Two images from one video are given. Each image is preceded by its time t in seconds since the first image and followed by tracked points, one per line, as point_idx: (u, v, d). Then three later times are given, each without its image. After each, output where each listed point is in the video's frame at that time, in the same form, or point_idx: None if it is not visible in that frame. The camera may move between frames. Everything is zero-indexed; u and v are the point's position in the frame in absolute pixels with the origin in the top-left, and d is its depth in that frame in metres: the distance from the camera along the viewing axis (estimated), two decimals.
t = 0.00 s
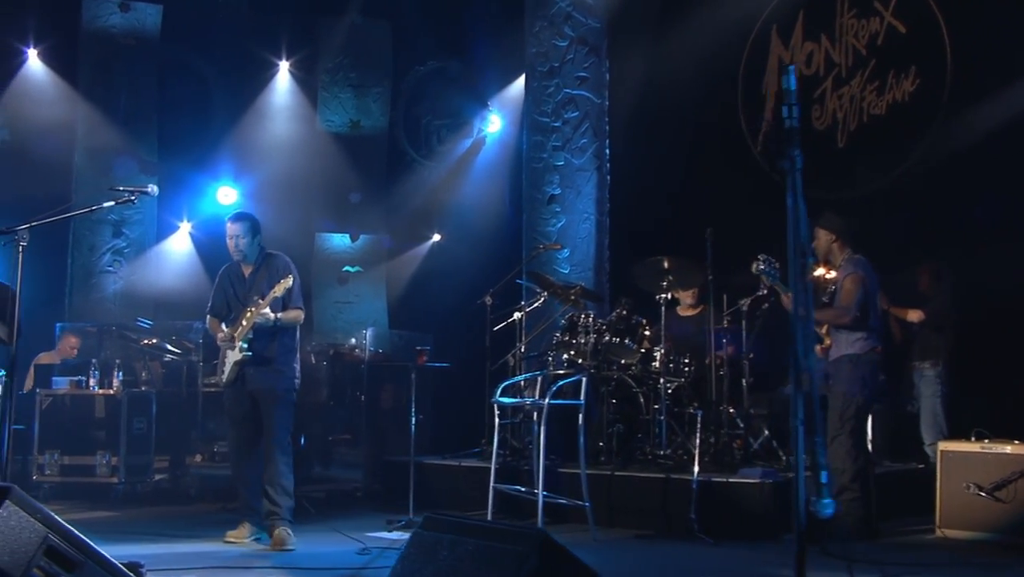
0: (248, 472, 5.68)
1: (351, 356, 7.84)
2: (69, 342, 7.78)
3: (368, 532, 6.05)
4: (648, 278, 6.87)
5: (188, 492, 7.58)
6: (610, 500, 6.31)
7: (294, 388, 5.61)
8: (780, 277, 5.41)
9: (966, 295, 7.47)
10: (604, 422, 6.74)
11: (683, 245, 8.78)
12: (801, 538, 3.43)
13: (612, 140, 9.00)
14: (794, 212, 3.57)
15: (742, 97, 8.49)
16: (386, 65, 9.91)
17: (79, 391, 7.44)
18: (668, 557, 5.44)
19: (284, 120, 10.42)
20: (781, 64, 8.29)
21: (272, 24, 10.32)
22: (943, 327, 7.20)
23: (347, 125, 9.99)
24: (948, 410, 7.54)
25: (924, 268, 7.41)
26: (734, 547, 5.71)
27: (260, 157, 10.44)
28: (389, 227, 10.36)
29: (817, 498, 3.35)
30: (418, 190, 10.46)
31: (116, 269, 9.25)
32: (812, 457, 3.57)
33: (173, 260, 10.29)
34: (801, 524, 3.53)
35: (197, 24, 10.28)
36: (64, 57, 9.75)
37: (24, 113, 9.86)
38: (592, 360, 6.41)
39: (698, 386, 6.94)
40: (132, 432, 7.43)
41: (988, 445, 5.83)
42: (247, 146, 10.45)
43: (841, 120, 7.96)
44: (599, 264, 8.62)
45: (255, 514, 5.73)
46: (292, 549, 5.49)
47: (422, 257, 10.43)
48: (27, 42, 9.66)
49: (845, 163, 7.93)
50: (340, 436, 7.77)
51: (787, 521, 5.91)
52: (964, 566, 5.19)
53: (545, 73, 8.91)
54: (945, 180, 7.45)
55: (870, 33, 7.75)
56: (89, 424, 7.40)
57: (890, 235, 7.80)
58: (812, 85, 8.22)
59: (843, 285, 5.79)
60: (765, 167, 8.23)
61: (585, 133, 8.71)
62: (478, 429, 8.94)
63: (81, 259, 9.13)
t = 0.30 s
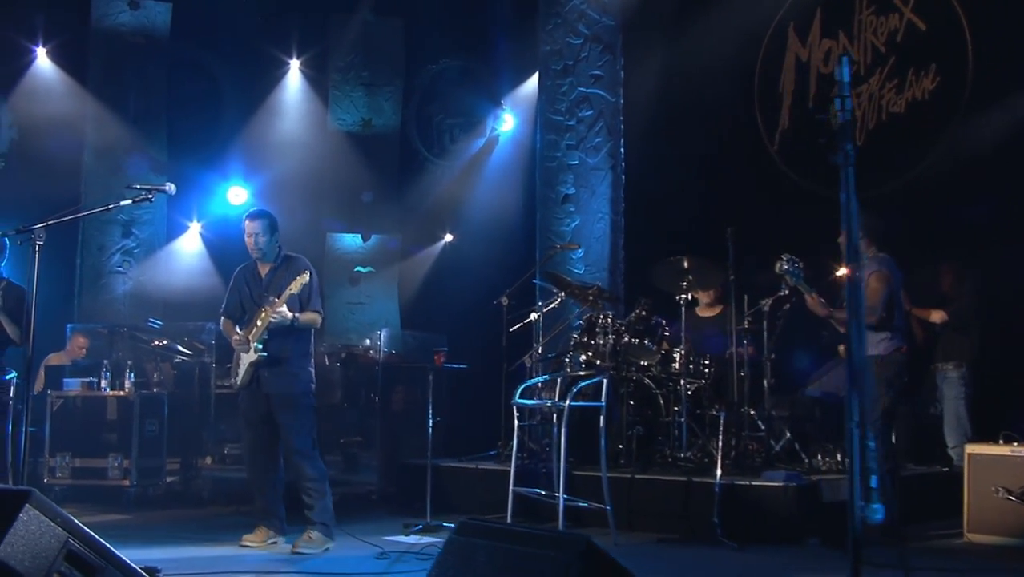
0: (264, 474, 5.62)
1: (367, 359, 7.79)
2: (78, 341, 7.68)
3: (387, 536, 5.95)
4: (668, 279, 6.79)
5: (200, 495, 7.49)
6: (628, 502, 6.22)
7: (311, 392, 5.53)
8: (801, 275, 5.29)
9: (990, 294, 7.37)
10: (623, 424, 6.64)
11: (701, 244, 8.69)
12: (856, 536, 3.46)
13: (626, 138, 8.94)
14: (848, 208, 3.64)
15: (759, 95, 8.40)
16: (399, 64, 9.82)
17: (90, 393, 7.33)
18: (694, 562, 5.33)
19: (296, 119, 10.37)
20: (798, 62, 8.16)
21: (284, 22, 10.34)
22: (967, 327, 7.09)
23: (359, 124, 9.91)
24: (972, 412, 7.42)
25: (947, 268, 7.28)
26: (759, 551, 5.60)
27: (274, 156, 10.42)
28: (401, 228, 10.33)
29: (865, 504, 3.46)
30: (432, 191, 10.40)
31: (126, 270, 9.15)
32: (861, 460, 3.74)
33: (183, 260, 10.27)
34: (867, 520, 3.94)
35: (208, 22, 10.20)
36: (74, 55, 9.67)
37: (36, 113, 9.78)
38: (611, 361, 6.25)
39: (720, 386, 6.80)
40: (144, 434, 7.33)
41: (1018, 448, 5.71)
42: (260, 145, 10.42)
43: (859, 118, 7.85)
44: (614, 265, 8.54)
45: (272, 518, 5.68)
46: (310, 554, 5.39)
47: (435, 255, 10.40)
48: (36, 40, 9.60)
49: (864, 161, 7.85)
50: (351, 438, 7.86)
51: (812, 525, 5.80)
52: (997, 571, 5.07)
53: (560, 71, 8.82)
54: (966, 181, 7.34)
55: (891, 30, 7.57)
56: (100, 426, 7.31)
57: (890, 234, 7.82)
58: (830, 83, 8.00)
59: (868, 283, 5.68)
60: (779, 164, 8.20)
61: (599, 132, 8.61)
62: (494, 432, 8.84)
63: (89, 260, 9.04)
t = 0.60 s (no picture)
0: (275, 477, 5.47)
1: (377, 360, 7.68)
2: (82, 341, 7.54)
3: (401, 541, 5.81)
4: (686, 278, 6.65)
5: (208, 497, 7.35)
6: (647, 505, 6.08)
7: (323, 392, 5.44)
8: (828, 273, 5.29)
9: (1012, 293, 7.23)
10: (640, 426, 6.56)
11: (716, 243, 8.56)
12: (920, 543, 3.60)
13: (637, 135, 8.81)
14: (905, 202, 3.78)
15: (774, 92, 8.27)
16: (406, 60, 9.75)
17: (97, 393, 7.15)
18: (718, 566, 5.18)
19: (303, 118, 10.18)
20: (813, 57, 8.06)
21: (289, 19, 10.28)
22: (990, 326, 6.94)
23: (366, 120, 9.76)
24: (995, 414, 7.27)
25: (967, 268, 7.25)
26: (782, 555, 5.45)
27: (280, 153, 10.19)
28: (409, 226, 10.19)
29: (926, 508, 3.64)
30: (441, 191, 10.27)
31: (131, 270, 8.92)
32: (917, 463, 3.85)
33: (189, 259, 10.10)
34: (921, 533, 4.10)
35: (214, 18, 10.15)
36: (78, 51, 9.57)
37: (40, 110, 9.63)
38: (627, 362, 6.31)
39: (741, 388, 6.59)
40: (152, 435, 7.18)
41: None
42: (265, 143, 10.24)
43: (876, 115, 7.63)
44: (626, 263, 8.40)
45: (285, 520, 5.53)
46: (326, 557, 5.29)
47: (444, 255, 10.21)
48: (38, 35, 9.52)
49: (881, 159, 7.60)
50: (358, 439, 7.62)
51: (835, 526, 5.63)
52: None
53: (570, 67, 8.74)
54: (989, 178, 7.18)
55: (908, 25, 7.41)
56: (107, 427, 7.20)
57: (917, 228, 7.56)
58: (845, 79, 7.89)
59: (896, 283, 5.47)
60: (791, 161, 8.10)
61: (611, 129, 8.49)
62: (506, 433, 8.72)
63: (93, 257, 8.91)
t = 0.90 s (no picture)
0: (287, 480, 5.38)
1: (388, 360, 7.53)
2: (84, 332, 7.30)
3: (417, 544, 5.69)
4: (703, 276, 6.53)
5: (216, 500, 7.23)
6: (665, 510, 5.92)
7: (337, 393, 5.34)
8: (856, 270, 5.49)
9: None
10: (657, 427, 6.40)
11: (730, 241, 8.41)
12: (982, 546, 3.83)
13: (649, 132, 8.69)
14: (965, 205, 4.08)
15: (787, 89, 8.14)
16: (414, 57, 9.64)
17: (102, 394, 7.01)
18: (742, 569, 5.05)
19: (309, 116, 10.10)
20: (829, 53, 7.94)
21: (295, 14, 10.14)
22: (1012, 325, 6.82)
23: (373, 117, 9.72)
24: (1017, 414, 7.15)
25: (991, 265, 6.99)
26: (807, 558, 5.31)
27: (286, 149, 10.09)
28: (417, 225, 10.07)
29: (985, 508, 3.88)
30: (449, 191, 10.16)
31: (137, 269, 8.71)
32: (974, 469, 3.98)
33: (194, 258, 9.90)
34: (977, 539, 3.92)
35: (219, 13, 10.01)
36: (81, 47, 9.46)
37: (43, 105, 9.47)
38: (644, 362, 6.11)
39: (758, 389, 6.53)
40: (158, 436, 7.10)
41: None
42: (274, 140, 10.11)
43: (893, 110, 7.52)
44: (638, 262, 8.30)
45: (300, 526, 5.43)
46: (340, 561, 5.19)
47: (451, 254, 10.10)
48: (41, 31, 9.44)
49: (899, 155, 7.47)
50: (366, 440, 7.58)
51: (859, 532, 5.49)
52: None
53: (581, 63, 8.57)
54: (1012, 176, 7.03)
55: (925, 18, 7.32)
56: (113, 429, 7.11)
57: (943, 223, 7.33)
58: (860, 75, 7.77)
59: (923, 280, 5.35)
60: (806, 158, 7.98)
61: (622, 126, 8.39)
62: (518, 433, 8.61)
63: (96, 256, 8.76)
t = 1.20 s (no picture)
0: (302, 481, 5.29)
1: (402, 358, 7.47)
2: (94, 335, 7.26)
3: (434, 546, 5.61)
4: (723, 274, 6.42)
5: (227, 501, 7.15)
6: (685, 511, 5.80)
7: (353, 392, 5.26)
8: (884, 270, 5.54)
9: None
10: (678, 427, 6.26)
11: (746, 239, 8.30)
12: None
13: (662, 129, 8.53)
14: None
15: (802, 85, 8.02)
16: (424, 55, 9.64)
17: (112, 394, 6.95)
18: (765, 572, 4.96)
19: (320, 115, 9.97)
20: (845, 48, 7.79)
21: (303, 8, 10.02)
22: None
23: (382, 114, 9.82)
24: None
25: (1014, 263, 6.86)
26: (831, 561, 5.20)
27: (295, 147, 9.99)
28: (428, 223, 10.01)
29: None
30: (460, 190, 10.06)
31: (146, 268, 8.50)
32: None
33: (203, 256, 9.75)
34: None
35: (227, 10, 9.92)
36: (88, 44, 9.36)
37: (51, 103, 9.35)
38: (663, 361, 6.08)
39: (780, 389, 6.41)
40: (169, 437, 6.99)
41: None
42: (282, 138, 9.99)
43: (911, 106, 7.38)
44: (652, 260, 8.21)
45: (313, 527, 5.31)
46: (358, 563, 5.12)
47: (461, 255, 10.01)
48: (47, 28, 9.33)
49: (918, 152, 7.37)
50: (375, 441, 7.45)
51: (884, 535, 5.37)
52: None
53: (594, 59, 8.51)
54: None
55: (944, 13, 7.20)
56: (123, 430, 7.01)
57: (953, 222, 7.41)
58: (876, 70, 7.63)
59: (952, 280, 5.26)
60: (823, 156, 7.86)
61: (635, 123, 8.30)
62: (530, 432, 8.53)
63: (103, 256, 8.64)
